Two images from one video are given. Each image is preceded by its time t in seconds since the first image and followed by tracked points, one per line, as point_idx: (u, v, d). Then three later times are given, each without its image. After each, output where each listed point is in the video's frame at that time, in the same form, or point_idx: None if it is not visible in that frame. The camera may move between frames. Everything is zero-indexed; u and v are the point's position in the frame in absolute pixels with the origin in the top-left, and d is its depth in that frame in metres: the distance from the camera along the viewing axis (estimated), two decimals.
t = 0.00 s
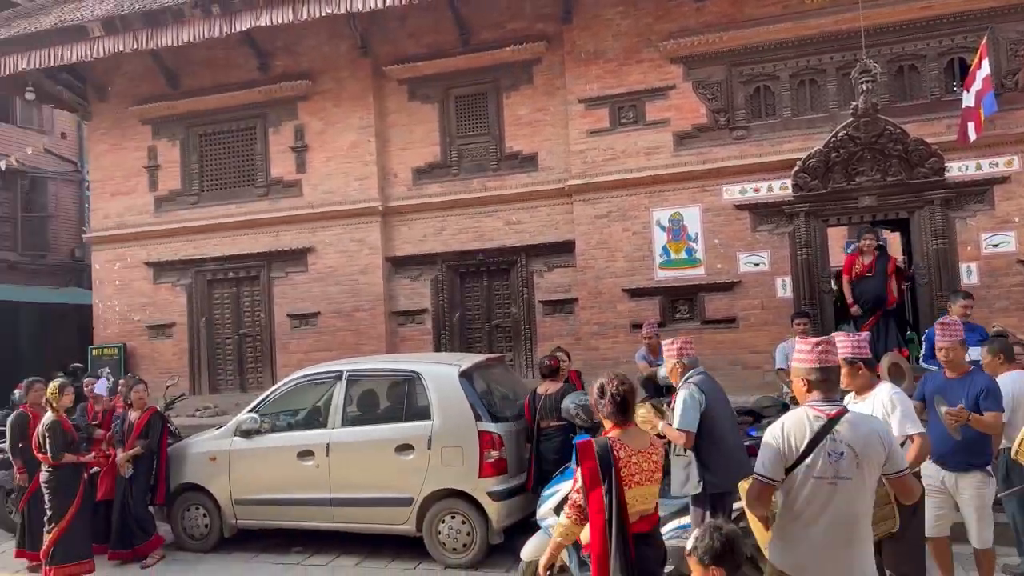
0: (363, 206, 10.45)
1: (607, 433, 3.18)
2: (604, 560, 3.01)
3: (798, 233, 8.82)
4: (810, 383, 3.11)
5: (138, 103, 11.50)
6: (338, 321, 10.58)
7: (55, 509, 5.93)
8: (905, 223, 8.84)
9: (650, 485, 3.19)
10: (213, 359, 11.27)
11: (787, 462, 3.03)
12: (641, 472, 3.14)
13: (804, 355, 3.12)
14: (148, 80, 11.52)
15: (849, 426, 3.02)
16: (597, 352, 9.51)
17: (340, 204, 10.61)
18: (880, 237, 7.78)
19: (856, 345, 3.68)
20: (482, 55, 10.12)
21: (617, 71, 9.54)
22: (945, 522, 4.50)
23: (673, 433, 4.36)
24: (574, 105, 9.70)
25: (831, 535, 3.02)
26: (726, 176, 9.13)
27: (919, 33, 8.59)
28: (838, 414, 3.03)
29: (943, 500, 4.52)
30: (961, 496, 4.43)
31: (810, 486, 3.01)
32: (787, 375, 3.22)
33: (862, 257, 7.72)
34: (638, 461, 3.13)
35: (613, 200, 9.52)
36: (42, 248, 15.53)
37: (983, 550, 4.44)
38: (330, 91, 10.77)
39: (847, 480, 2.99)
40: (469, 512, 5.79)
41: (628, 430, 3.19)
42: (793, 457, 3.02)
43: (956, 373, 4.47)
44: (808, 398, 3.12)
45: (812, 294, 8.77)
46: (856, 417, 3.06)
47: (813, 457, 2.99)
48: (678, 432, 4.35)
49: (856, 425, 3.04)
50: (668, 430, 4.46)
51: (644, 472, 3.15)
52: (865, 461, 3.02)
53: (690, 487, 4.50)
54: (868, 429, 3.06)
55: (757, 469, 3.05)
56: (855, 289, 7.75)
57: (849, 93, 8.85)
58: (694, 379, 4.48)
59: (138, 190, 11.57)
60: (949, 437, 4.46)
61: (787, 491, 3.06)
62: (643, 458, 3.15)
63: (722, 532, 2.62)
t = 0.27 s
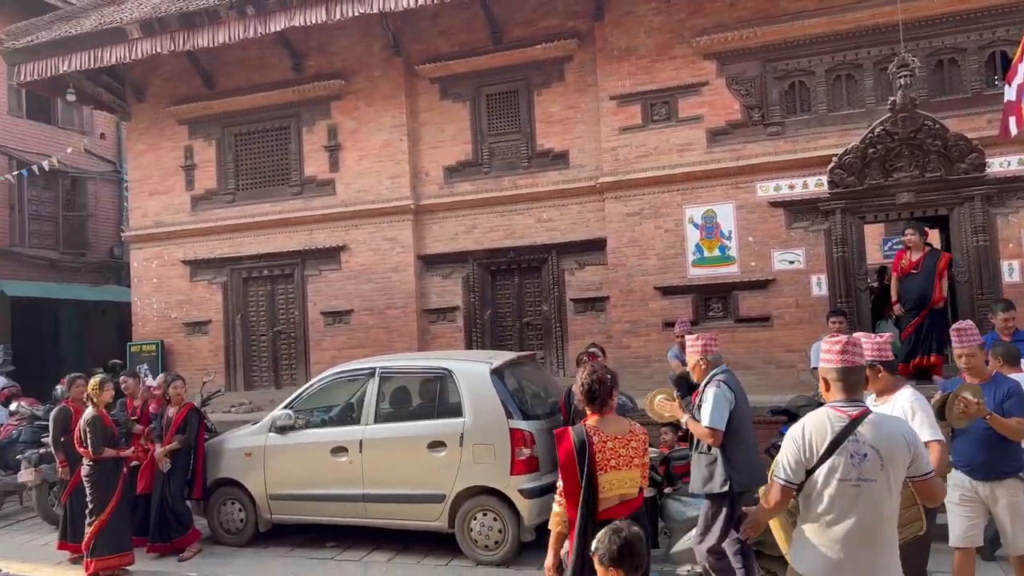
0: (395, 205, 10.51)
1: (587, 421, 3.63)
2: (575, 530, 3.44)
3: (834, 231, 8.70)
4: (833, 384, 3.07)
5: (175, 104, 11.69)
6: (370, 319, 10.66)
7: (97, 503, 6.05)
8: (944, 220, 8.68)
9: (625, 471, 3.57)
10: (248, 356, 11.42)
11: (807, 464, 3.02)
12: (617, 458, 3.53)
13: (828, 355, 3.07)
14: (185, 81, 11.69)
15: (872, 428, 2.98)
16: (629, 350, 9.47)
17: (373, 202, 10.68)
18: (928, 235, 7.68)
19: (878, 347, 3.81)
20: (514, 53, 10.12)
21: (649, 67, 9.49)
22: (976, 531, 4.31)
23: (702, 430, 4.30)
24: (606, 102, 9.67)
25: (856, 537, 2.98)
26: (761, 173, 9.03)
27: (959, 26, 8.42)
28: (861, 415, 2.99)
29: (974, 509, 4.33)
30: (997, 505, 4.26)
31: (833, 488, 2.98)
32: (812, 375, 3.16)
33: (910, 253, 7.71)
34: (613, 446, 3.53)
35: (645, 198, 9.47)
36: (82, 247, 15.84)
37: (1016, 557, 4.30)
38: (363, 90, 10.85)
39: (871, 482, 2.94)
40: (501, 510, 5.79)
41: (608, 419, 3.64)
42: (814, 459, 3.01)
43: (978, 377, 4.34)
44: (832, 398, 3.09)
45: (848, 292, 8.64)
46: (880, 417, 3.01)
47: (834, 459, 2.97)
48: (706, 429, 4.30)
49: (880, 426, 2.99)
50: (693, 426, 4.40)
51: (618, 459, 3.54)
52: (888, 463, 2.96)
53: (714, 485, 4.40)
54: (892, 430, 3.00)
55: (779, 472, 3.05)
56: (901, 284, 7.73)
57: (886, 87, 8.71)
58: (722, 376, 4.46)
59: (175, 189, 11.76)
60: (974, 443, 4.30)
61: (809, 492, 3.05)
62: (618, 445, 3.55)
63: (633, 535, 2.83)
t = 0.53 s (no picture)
0: (413, 202, 10.54)
1: (556, 424, 3.55)
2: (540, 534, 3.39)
3: (853, 229, 8.64)
4: (820, 387, 3.01)
5: (195, 103, 11.78)
6: (388, 316, 10.70)
7: (118, 498, 6.11)
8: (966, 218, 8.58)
9: (593, 473, 3.47)
10: (267, 353, 11.49)
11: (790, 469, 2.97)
12: (581, 461, 3.44)
13: (817, 358, 3.01)
14: (205, 80, 11.78)
15: (855, 434, 2.90)
16: (646, 349, 9.45)
17: (390, 200, 10.71)
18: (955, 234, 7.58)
19: (874, 346, 3.44)
20: (532, 51, 10.11)
21: (667, 64, 9.46)
22: (988, 537, 4.16)
23: (707, 433, 4.28)
24: (623, 100, 9.64)
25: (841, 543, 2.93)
26: (780, 171, 8.97)
27: (981, 22, 8.33)
28: (844, 420, 2.93)
29: (982, 518, 4.17)
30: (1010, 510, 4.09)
31: (815, 494, 2.93)
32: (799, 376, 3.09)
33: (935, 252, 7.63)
34: (577, 450, 3.44)
35: (662, 196, 9.43)
36: (104, 244, 16.01)
37: None
38: (381, 88, 10.88)
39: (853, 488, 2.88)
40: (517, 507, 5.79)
41: (577, 421, 3.54)
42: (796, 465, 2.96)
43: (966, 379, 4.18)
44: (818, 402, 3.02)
45: (868, 291, 8.57)
46: (865, 423, 2.94)
47: (816, 464, 2.91)
48: (711, 432, 4.27)
49: (864, 432, 2.91)
50: (697, 430, 4.38)
51: (583, 462, 3.44)
52: (872, 470, 2.89)
53: (717, 487, 4.37)
54: (877, 435, 2.92)
55: (762, 477, 3.00)
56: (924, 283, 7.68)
57: (908, 84, 8.62)
58: (722, 378, 4.41)
59: (195, 187, 11.86)
60: (977, 446, 4.13)
61: (793, 497, 3.00)
62: (584, 448, 3.46)
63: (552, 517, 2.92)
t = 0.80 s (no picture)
0: (422, 200, 10.55)
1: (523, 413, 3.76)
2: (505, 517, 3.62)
3: (863, 228, 8.60)
4: (782, 391, 2.89)
5: (205, 99, 11.82)
6: (396, 313, 10.72)
7: (127, 492, 6.15)
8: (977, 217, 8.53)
9: (554, 460, 3.67)
10: (276, 349, 11.53)
11: (748, 471, 2.87)
12: (543, 449, 3.65)
13: (779, 360, 2.89)
14: (215, 76, 11.82)
15: (812, 435, 2.75)
16: (654, 347, 9.44)
17: (399, 198, 10.73)
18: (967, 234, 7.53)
19: (856, 344, 3.37)
20: (541, 48, 10.10)
21: (677, 62, 9.43)
22: (986, 538, 4.00)
23: (675, 437, 4.33)
24: (633, 98, 9.62)
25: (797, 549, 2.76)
26: (790, 169, 8.94)
27: (994, 20, 8.28)
28: (803, 421, 2.79)
29: (983, 518, 3.99)
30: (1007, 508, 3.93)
31: (770, 496, 2.81)
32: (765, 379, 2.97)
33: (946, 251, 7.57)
34: (538, 439, 3.64)
35: (671, 194, 9.42)
36: (114, 240, 16.09)
37: None
38: (390, 86, 10.89)
39: (807, 491, 2.73)
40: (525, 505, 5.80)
41: (541, 411, 3.73)
42: (753, 466, 2.85)
43: (963, 378, 4.07)
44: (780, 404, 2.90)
45: (878, 291, 8.51)
46: (827, 424, 2.77)
47: (771, 465, 2.80)
48: (678, 436, 4.33)
49: (821, 433, 2.75)
50: (666, 434, 4.44)
51: (543, 450, 3.65)
52: (827, 474, 2.72)
53: (682, 489, 4.42)
54: (838, 437, 2.74)
55: (724, 479, 2.92)
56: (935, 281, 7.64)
57: (919, 83, 8.58)
58: (690, 380, 4.46)
59: (205, 184, 11.90)
60: (973, 447, 3.99)
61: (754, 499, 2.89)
62: (546, 437, 3.66)
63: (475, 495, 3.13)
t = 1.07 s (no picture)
0: (422, 196, 10.55)
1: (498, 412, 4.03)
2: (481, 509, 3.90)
3: (864, 227, 8.59)
4: (755, 391, 2.90)
5: (206, 95, 11.81)
6: (396, 310, 10.73)
7: (126, 487, 6.16)
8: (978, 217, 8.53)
9: (526, 458, 3.96)
10: (276, 345, 11.53)
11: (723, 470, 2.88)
12: (517, 448, 3.93)
13: (751, 362, 2.88)
14: (216, 72, 11.81)
15: (784, 435, 2.73)
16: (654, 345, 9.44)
17: (400, 194, 10.73)
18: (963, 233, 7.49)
19: (834, 344, 3.50)
20: (543, 46, 10.10)
21: (678, 60, 9.43)
22: (982, 540, 3.99)
23: (640, 429, 4.37)
24: (634, 96, 9.62)
25: (768, 545, 2.76)
26: (791, 168, 8.94)
27: (996, 20, 8.27)
28: (774, 421, 2.78)
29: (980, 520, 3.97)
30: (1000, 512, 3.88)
31: (743, 495, 2.82)
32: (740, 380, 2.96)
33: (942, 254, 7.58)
34: (513, 438, 3.92)
35: (672, 192, 9.42)
36: (115, 235, 16.10)
37: None
38: (392, 82, 10.89)
39: (778, 491, 2.73)
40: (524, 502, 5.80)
41: (516, 411, 4.00)
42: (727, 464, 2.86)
43: (971, 379, 3.96)
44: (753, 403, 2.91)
45: (878, 290, 8.51)
46: (799, 424, 2.75)
47: (741, 463, 2.81)
48: (641, 428, 4.37)
49: (791, 431, 2.73)
50: (632, 426, 4.48)
51: (516, 448, 3.92)
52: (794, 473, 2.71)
53: (651, 482, 4.44)
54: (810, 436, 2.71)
55: (700, 475, 2.97)
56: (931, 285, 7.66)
57: (920, 82, 8.57)
58: (659, 373, 4.53)
59: (206, 179, 11.90)
60: (971, 448, 3.91)
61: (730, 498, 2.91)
62: (520, 436, 3.94)
63: (417, 488, 3.43)
